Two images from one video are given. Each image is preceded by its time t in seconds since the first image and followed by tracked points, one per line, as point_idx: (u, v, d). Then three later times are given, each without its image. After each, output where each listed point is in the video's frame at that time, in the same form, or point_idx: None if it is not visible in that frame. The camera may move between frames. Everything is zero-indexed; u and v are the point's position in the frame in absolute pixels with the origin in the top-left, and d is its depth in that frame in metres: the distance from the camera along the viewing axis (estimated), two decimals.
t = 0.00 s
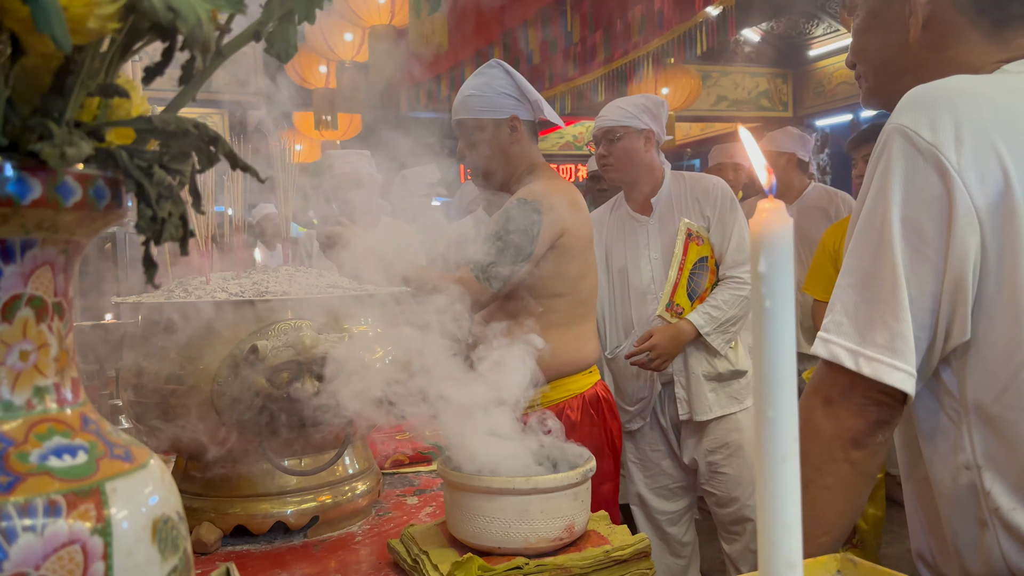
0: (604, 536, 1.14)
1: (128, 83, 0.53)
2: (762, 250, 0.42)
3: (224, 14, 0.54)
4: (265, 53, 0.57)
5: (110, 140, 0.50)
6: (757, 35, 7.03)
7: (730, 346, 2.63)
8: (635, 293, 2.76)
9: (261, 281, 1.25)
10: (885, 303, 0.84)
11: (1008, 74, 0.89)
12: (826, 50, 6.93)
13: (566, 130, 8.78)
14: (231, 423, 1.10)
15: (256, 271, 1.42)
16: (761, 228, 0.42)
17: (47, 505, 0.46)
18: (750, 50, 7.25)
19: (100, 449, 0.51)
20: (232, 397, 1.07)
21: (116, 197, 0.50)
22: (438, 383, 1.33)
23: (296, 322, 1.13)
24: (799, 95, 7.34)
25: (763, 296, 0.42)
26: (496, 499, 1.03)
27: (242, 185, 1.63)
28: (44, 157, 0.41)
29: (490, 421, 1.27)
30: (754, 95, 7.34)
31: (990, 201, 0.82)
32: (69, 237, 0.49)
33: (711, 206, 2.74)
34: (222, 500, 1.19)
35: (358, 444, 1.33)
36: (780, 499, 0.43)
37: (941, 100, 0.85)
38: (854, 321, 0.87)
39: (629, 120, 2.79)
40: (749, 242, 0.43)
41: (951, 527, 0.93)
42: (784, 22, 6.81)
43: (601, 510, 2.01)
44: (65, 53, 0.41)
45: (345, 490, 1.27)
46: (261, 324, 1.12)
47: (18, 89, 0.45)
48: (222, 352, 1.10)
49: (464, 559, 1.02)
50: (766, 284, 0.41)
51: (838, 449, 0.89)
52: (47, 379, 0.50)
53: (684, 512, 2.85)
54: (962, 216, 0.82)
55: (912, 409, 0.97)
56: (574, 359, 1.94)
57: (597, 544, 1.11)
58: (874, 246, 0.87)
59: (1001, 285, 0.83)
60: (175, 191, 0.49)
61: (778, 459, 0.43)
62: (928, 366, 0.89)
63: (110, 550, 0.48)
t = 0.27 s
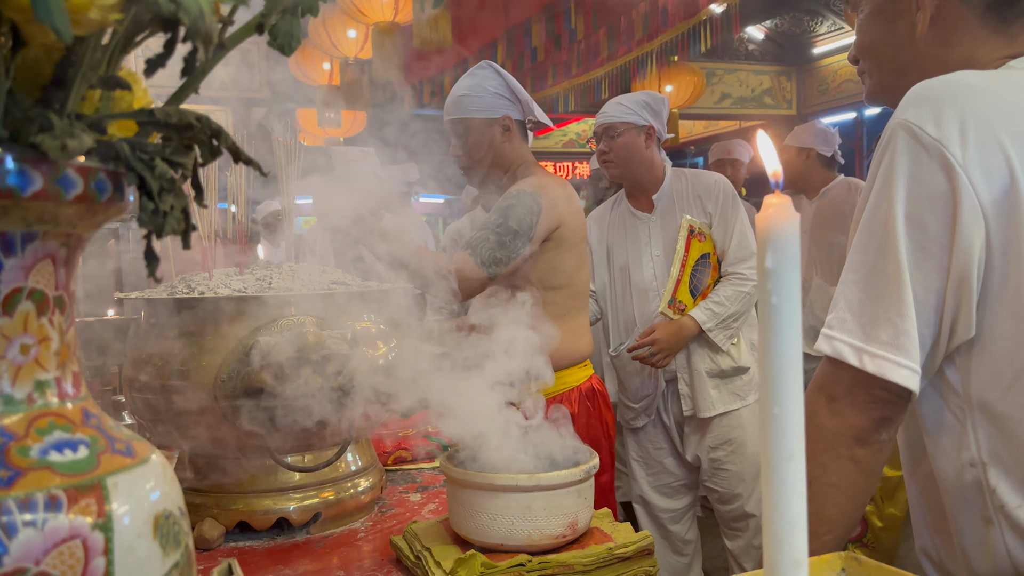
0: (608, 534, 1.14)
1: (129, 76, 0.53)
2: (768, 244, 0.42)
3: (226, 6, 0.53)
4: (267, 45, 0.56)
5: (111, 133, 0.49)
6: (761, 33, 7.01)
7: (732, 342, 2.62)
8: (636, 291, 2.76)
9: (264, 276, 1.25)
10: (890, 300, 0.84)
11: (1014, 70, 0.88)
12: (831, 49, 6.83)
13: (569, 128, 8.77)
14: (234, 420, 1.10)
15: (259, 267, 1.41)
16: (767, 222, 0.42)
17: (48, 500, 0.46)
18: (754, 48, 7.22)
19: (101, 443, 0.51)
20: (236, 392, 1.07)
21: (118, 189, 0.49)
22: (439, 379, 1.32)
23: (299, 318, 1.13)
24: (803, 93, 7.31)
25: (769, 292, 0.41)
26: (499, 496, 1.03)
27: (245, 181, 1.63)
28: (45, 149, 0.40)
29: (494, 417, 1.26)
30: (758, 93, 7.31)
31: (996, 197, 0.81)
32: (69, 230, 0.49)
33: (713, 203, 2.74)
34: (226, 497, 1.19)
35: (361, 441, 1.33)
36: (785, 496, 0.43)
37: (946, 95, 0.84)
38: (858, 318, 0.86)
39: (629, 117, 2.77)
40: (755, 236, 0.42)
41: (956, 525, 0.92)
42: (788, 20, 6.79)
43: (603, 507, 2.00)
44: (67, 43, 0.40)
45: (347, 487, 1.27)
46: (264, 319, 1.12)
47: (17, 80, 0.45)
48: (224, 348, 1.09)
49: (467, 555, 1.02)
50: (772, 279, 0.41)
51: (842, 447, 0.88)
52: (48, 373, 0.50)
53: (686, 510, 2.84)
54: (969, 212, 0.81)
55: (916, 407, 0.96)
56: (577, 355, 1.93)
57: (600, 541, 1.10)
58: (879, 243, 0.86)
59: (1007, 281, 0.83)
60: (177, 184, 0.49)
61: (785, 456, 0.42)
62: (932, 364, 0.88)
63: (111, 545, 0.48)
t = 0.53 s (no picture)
0: (610, 530, 1.13)
1: (133, 69, 0.52)
2: (775, 238, 0.42)
3: None
4: (271, 38, 0.56)
5: (115, 126, 0.49)
6: (763, 31, 7.00)
7: (733, 338, 2.61)
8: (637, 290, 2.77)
9: (266, 273, 1.25)
10: (895, 297, 0.83)
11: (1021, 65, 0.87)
12: (831, 46, 6.92)
13: (571, 125, 8.77)
14: (236, 415, 1.10)
15: (261, 263, 1.41)
16: (774, 217, 0.42)
17: (51, 494, 0.45)
18: (757, 45, 7.21)
19: (104, 437, 0.50)
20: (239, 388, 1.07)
21: (121, 182, 0.49)
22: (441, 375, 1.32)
23: (301, 314, 1.13)
24: (805, 91, 7.30)
25: (775, 286, 0.41)
26: (502, 493, 1.02)
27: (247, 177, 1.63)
28: (48, 140, 0.40)
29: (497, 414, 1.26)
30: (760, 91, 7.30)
31: (1003, 193, 0.81)
32: (73, 222, 0.49)
33: (711, 198, 2.72)
34: (228, 493, 1.19)
35: (363, 437, 1.33)
36: (791, 491, 0.42)
37: (953, 90, 0.84)
38: (863, 315, 0.86)
39: (627, 115, 2.75)
40: (761, 230, 0.42)
41: (962, 523, 0.92)
42: (791, 17, 6.77)
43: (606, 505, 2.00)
44: (69, 33, 0.40)
45: (349, 483, 1.27)
46: (267, 315, 1.12)
47: (21, 71, 0.44)
48: (228, 344, 1.09)
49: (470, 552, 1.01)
50: (778, 274, 0.41)
51: (846, 444, 0.88)
52: (51, 366, 0.50)
53: (688, 508, 2.84)
54: (975, 208, 0.80)
55: (921, 404, 0.96)
56: (579, 352, 1.93)
57: (603, 538, 1.10)
58: (884, 239, 0.86)
59: (1013, 278, 0.82)
60: (180, 176, 0.48)
61: (791, 452, 0.42)
62: (938, 361, 0.88)
63: (114, 539, 0.47)
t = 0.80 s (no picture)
0: (611, 528, 1.13)
1: (133, 62, 0.52)
2: (777, 234, 0.41)
3: None
4: (271, 31, 0.55)
5: (114, 119, 0.49)
6: (765, 29, 6.99)
7: (733, 334, 2.60)
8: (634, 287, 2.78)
9: (266, 270, 1.24)
10: (897, 294, 0.83)
11: None
12: (835, 45, 6.87)
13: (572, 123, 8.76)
14: (237, 412, 1.10)
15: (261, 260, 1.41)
16: (777, 213, 0.41)
17: (50, 489, 0.45)
18: (759, 43, 7.20)
19: (103, 432, 0.50)
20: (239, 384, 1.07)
21: (120, 176, 0.49)
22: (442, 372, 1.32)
23: (301, 311, 1.12)
24: (807, 89, 7.28)
25: (778, 283, 0.41)
26: (503, 490, 1.02)
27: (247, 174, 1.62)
28: (47, 133, 0.40)
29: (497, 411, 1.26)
30: (762, 89, 7.29)
31: (1006, 190, 0.80)
32: (72, 217, 0.49)
33: (710, 194, 2.71)
34: (228, 490, 1.19)
35: (363, 434, 1.33)
36: (793, 488, 0.42)
37: (956, 87, 0.84)
38: (866, 312, 0.85)
39: (624, 113, 2.73)
40: (764, 226, 0.42)
41: (964, 520, 0.92)
42: (793, 16, 6.76)
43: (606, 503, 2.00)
44: (68, 26, 0.40)
45: (350, 480, 1.26)
46: (267, 312, 1.12)
47: (19, 64, 0.44)
48: (229, 340, 1.09)
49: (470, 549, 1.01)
50: (781, 270, 0.41)
51: (848, 441, 0.87)
52: (50, 361, 0.50)
53: (689, 505, 2.84)
54: (978, 205, 0.80)
55: (923, 401, 0.95)
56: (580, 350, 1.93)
57: (604, 535, 1.10)
58: (886, 236, 0.85)
59: (1016, 275, 0.82)
60: (180, 170, 0.48)
61: (793, 449, 0.41)
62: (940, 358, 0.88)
63: (113, 535, 0.47)
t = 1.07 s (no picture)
0: (610, 526, 1.13)
1: (128, 58, 0.52)
2: (774, 231, 0.41)
3: None
4: (267, 27, 0.55)
5: (109, 115, 0.48)
6: (764, 27, 7.00)
7: (733, 331, 2.61)
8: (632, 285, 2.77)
9: (265, 267, 1.24)
10: (896, 291, 0.83)
11: None
12: (833, 43, 6.93)
13: (571, 122, 8.76)
14: (235, 409, 1.09)
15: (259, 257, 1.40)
16: (774, 209, 0.41)
17: (43, 486, 0.45)
18: (758, 41, 7.20)
19: (98, 429, 0.50)
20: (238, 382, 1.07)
21: (115, 172, 0.48)
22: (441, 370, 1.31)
23: (300, 308, 1.12)
24: (806, 87, 7.27)
25: (775, 279, 0.41)
26: (501, 488, 1.02)
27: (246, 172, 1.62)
28: (40, 128, 0.40)
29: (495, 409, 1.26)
30: (761, 87, 7.29)
31: (1005, 187, 0.80)
32: (66, 213, 0.48)
33: (708, 192, 2.71)
34: (227, 487, 1.19)
35: (362, 432, 1.33)
36: (790, 486, 0.42)
37: (955, 84, 0.83)
38: (864, 310, 0.85)
39: (641, 109, 2.77)
40: (760, 223, 0.42)
41: (961, 518, 0.92)
42: (793, 13, 6.77)
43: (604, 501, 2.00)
44: (60, 21, 0.40)
45: (348, 478, 1.26)
46: (266, 309, 1.12)
47: (13, 58, 0.44)
48: (228, 338, 1.09)
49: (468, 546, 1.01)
50: (778, 266, 0.41)
51: (847, 439, 0.87)
52: (44, 357, 0.49)
53: (688, 503, 2.84)
54: (977, 202, 0.80)
55: (921, 399, 0.95)
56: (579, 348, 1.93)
57: (602, 533, 1.10)
58: (885, 234, 0.85)
59: (1015, 273, 0.82)
60: (174, 166, 0.48)
61: (790, 446, 0.41)
62: (939, 356, 0.88)
63: (107, 532, 0.47)
